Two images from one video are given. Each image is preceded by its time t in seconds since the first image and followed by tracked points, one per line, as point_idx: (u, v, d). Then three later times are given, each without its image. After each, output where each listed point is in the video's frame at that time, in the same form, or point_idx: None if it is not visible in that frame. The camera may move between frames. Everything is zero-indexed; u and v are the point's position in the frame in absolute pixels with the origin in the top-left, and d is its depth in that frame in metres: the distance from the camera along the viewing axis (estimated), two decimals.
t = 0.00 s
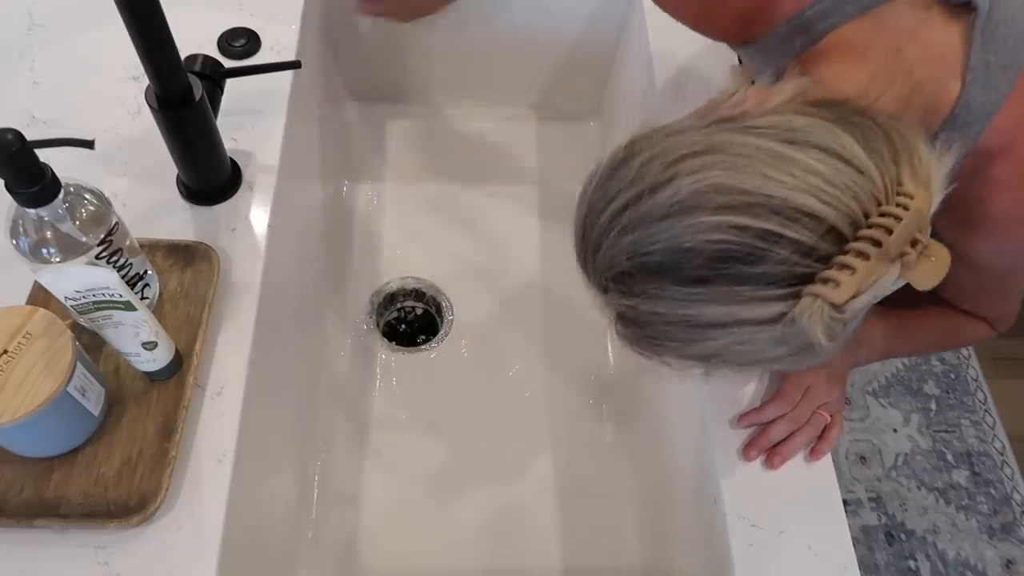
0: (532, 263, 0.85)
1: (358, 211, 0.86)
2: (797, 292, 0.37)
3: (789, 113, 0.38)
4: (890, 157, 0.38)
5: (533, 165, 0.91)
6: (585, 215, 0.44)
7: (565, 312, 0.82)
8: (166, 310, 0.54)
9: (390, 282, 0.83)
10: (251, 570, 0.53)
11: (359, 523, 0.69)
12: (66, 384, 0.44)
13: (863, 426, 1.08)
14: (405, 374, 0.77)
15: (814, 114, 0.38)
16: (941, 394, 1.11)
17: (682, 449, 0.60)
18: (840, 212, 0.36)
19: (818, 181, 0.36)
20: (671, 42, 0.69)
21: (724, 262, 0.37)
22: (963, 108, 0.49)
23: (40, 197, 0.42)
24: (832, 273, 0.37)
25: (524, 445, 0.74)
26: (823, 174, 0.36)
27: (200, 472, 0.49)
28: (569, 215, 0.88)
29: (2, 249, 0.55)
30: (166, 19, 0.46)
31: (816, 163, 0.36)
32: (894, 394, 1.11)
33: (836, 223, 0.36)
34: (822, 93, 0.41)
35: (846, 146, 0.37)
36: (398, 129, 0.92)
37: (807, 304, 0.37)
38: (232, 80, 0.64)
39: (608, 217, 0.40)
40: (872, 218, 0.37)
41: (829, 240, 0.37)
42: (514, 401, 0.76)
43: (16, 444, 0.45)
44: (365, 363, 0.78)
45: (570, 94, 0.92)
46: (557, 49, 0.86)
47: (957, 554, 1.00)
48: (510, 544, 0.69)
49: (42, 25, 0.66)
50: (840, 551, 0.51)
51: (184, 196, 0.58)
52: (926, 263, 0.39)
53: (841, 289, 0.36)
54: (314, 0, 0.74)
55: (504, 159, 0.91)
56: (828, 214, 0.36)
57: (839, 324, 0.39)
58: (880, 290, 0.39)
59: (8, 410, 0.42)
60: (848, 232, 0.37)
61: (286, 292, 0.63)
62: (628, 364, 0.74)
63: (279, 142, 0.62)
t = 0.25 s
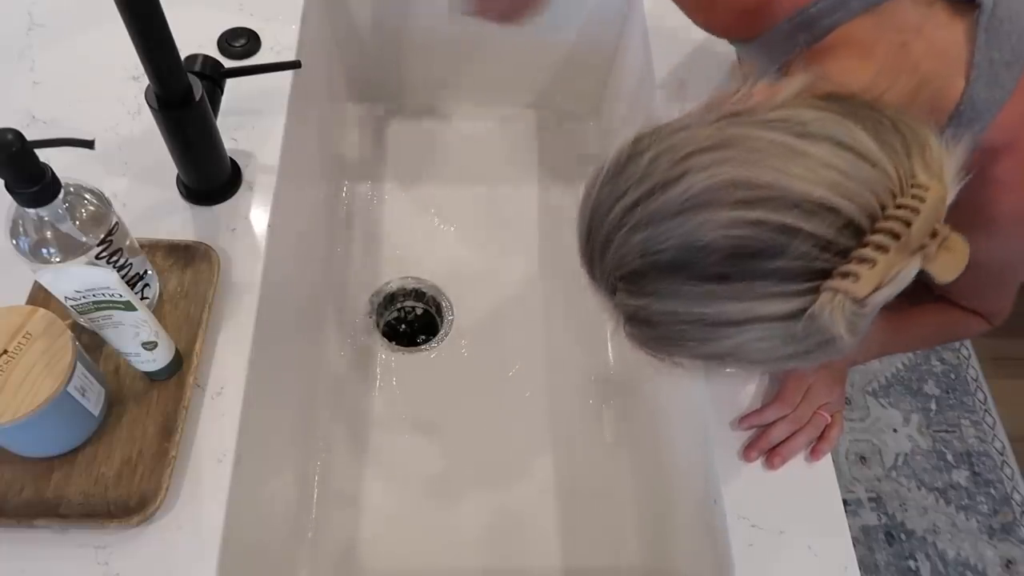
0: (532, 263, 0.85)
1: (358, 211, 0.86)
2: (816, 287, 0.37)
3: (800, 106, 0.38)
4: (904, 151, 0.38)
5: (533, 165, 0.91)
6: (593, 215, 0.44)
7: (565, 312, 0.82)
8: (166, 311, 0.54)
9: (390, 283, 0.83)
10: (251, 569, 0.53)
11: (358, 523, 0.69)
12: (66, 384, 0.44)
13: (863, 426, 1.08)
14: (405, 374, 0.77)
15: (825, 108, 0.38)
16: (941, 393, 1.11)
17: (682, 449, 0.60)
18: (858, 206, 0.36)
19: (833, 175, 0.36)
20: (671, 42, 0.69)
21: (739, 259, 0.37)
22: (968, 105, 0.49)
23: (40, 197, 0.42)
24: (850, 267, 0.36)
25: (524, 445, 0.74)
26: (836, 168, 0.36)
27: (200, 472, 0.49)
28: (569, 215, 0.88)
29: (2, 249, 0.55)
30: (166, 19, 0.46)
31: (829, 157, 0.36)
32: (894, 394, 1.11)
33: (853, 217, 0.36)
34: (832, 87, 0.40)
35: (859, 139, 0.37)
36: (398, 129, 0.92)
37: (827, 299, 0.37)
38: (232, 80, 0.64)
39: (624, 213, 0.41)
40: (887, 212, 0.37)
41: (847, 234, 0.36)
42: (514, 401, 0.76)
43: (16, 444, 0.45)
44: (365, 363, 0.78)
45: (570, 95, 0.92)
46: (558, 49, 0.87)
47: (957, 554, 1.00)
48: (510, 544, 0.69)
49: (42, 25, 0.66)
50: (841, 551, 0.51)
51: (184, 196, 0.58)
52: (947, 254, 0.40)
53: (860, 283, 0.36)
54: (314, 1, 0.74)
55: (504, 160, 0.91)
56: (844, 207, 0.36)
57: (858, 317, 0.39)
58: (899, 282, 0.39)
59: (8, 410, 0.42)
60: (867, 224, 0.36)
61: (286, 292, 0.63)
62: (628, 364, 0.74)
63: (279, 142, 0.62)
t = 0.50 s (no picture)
0: (532, 263, 0.85)
1: (358, 211, 0.86)
2: (834, 254, 0.38)
3: (811, 78, 0.38)
4: (913, 123, 0.39)
5: (533, 165, 0.91)
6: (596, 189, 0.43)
7: (565, 312, 0.82)
8: (166, 311, 0.54)
9: (390, 282, 0.83)
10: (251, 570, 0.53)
11: (358, 523, 0.69)
12: (66, 384, 0.44)
13: (863, 426, 1.08)
14: (405, 374, 0.77)
15: (836, 80, 0.38)
16: (941, 393, 1.11)
17: (682, 448, 0.60)
18: (875, 174, 0.37)
19: (851, 141, 0.36)
20: (671, 42, 0.69)
21: (758, 223, 0.36)
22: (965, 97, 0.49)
23: (40, 197, 0.42)
24: (869, 233, 0.37)
25: (524, 445, 0.74)
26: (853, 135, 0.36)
27: (200, 472, 0.49)
28: (568, 215, 0.88)
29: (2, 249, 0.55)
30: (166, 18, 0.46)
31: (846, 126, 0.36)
32: (894, 394, 1.11)
33: (871, 183, 0.37)
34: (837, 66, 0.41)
35: (871, 109, 0.37)
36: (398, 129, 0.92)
37: (845, 263, 0.37)
38: (232, 80, 0.64)
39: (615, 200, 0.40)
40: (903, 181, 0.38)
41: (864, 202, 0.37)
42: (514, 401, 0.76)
43: (15, 444, 0.45)
44: (365, 363, 0.78)
45: (570, 95, 0.92)
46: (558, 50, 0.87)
47: (957, 554, 1.00)
48: (510, 544, 0.69)
49: (42, 25, 0.66)
50: (841, 551, 0.51)
51: (184, 196, 0.58)
52: (962, 224, 0.43)
53: (880, 248, 0.38)
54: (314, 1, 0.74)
55: (504, 159, 0.91)
56: (861, 173, 0.36)
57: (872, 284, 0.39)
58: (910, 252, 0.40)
59: (8, 410, 0.42)
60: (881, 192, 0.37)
61: (286, 291, 0.63)
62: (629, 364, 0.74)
63: (279, 142, 0.62)
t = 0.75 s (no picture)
0: (533, 263, 0.85)
1: (358, 211, 0.86)
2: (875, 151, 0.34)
3: None
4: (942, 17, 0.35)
5: (534, 165, 0.91)
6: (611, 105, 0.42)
7: (565, 312, 0.82)
8: (166, 310, 0.54)
9: (390, 282, 0.83)
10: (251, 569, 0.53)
11: (359, 524, 0.69)
12: (66, 384, 0.44)
13: (863, 426, 1.08)
14: (406, 374, 0.77)
15: None
16: (941, 393, 1.11)
17: (682, 448, 0.60)
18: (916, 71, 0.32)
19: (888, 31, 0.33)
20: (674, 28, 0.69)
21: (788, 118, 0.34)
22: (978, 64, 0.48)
23: (40, 197, 0.42)
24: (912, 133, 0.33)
25: (524, 445, 0.74)
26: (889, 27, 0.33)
27: (200, 472, 0.49)
28: (569, 215, 0.88)
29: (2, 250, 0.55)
30: (165, 17, 0.46)
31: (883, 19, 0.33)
32: (894, 394, 1.11)
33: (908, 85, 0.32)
34: None
35: None
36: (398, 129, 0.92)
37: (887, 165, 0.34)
38: (232, 80, 0.64)
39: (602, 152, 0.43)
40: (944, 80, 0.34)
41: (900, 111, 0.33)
42: (514, 400, 0.76)
43: (15, 444, 0.45)
44: (365, 363, 0.78)
45: (570, 95, 0.92)
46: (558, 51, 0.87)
47: (957, 554, 1.00)
48: (510, 543, 0.69)
49: (42, 26, 0.66)
50: (841, 551, 0.51)
51: (184, 196, 0.58)
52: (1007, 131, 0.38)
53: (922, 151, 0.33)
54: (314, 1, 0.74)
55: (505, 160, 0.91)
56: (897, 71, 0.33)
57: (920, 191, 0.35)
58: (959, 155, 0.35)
59: (8, 410, 0.42)
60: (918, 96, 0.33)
61: (286, 291, 0.63)
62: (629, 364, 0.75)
63: (280, 142, 0.62)
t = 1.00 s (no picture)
0: (533, 263, 0.85)
1: (358, 212, 0.86)
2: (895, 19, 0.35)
3: None
4: None
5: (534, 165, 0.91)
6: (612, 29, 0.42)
7: (565, 312, 0.82)
8: (166, 310, 0.54)
9: (390, 283, 0.83)
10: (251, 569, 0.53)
11: (358, 524, 0.69)
12: (66, 384, 0.44)
13: (863, 426, 1.08)
14: (406, 374, 0.77)
15: None
16: (941, 393, 1.12)
17: (682, 448, 0.60)
18: None
19: None
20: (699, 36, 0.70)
21: None
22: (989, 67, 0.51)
23: (40, 197, 0.42)
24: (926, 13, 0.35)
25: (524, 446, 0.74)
26: None
27: (200, 472, 0.49)
28: (568, 215, 0.88)
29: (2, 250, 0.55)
30: (165, 17, 0.46)
31: None
32: (894, 394, 1.11)
33: None
34: None
35: None
36: (399, 128, 0.92)
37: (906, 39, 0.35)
38: (232, 80, 0.64)
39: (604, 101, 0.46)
40: None
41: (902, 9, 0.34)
42: (514, 400, 0.76)
43: (15, 443, 0.45)
44: (365, 363, 0.78)
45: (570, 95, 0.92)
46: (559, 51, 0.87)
47: (957, 554, 1.00)
48: (510, 543, 0.69)
49: (42, 26, 0.66)
50: (841, 551, 0.51)
51: (184, 196, 0.58)
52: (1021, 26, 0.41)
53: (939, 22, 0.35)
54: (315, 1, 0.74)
55: (505, 160, 0.91)
56: None
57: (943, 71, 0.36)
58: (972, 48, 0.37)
59: (8, 410, 0.42)
60: None
61: (286, 291, 0.63)
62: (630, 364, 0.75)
63: (280, 142, 0.62)
